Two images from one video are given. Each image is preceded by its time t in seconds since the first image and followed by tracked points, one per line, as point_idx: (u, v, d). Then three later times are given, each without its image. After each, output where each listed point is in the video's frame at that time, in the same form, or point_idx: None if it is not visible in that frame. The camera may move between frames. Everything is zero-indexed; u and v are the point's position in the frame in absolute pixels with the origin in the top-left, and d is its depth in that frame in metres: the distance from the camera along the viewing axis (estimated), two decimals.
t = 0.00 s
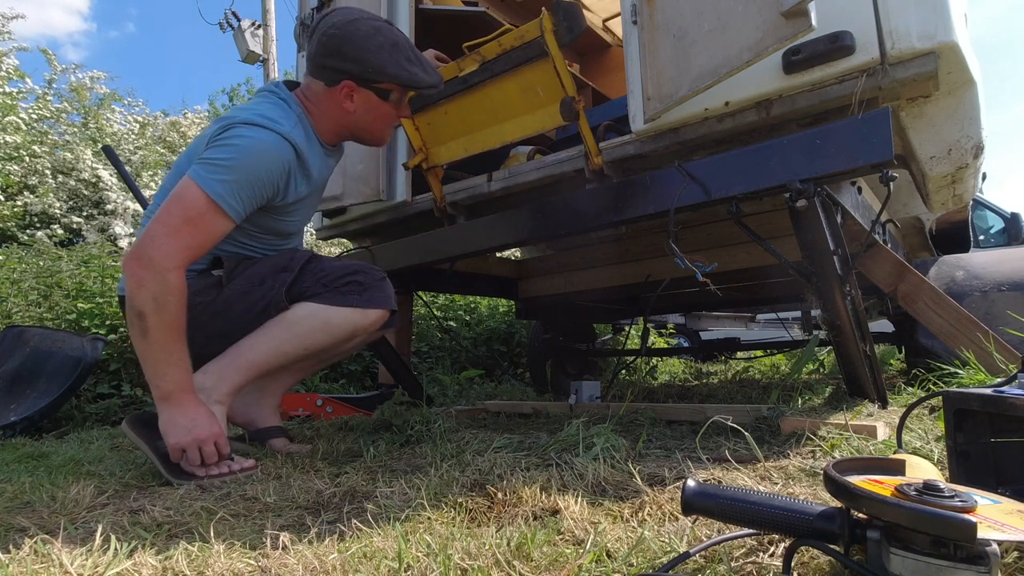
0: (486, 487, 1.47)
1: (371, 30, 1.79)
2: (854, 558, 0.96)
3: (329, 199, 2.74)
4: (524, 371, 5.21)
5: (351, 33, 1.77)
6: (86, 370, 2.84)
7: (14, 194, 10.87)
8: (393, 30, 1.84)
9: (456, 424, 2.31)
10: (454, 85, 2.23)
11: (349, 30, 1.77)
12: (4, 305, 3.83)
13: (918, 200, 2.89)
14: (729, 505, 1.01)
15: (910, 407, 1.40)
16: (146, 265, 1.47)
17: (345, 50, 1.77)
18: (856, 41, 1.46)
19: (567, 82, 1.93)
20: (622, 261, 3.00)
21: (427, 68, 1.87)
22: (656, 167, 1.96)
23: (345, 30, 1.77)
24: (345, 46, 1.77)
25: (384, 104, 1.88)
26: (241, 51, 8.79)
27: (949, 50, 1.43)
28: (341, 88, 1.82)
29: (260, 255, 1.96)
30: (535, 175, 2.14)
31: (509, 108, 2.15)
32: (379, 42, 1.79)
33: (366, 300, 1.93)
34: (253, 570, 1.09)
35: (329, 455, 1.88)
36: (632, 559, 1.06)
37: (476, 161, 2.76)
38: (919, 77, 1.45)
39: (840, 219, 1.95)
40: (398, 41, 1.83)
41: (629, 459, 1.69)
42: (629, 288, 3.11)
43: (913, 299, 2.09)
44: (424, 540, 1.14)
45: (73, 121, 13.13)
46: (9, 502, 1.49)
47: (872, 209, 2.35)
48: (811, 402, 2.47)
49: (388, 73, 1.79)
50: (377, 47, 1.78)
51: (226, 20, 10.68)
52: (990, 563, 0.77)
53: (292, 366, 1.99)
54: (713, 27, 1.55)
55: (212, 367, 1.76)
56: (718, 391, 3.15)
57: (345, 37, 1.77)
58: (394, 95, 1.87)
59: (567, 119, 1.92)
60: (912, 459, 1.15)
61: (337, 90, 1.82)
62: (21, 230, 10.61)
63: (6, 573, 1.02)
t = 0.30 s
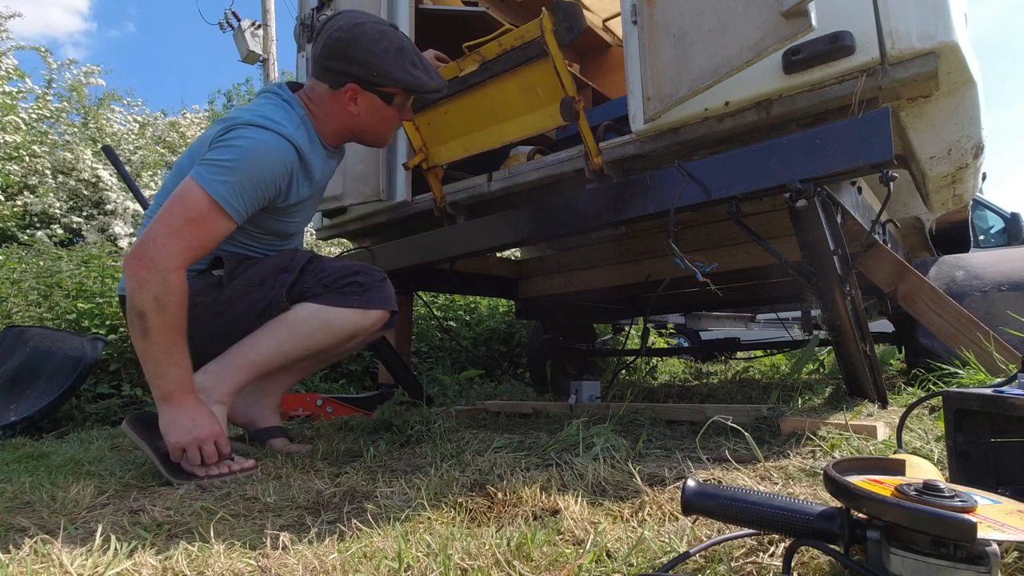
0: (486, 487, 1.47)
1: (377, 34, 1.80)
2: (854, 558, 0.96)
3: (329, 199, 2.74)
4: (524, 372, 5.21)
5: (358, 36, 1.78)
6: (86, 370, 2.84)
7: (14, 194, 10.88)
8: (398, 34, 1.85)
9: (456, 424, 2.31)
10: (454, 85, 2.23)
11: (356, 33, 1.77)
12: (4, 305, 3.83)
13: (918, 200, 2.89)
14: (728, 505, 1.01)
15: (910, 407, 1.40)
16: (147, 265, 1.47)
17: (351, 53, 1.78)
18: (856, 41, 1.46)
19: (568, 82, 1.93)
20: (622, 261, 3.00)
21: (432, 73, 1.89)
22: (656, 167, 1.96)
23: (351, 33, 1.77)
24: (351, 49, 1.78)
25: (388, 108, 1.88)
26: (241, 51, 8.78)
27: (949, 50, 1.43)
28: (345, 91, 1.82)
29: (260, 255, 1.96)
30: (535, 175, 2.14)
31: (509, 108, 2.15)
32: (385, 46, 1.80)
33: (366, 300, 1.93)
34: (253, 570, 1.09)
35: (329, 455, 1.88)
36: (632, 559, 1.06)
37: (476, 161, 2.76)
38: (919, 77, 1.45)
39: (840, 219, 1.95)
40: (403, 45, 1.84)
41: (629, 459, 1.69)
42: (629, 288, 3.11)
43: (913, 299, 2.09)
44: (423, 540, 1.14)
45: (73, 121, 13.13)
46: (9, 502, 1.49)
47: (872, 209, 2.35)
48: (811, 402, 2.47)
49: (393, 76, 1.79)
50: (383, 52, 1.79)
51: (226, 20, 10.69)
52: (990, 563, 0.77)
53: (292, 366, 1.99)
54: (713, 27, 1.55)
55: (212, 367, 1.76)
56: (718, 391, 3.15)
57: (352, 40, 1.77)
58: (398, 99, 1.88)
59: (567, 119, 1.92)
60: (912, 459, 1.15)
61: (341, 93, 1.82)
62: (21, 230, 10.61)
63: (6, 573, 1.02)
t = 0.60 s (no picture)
0: (486, 487, 1.47)
1: (377, 34, 1.80)
2: (854, 558, 0.96)
3: (329, 199, 2.74)
4: (524, 371, 5.21)
5: (359, 36, 1.78)
6: (86, 370, 2.84)
7: (14, 194, 10.88)
8: (399, 34, 1.85)
9: (456, 424, 2.31)
10: (453, 85, 2.23)
11: (356, 34, 1.77)
12: (4, 305, 3.84)
13: (918, 200, 2.89)
14: (729, 505, 1.01)
15: (910, 407, 1.40)
16: (148, 265, 1.47)
17: (352, 54, 1.78)
18: (856, 41, 1.46)
19: (568, 82, 1.93)
20: (622, 261, 3.00)
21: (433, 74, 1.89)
22: (656, 167, 1.96)
23: (352, 34, 1.77)
24: (351, 49, 1.78)
25: (388, 108, 1.88)
26: (241, 51, 8.78)
27: (949, 50, 1.43)
28: (346, 91, 1.82)
29: (260, 255, 1.96)
30: (535, 175, 2.14)
31: (509, 108, 2.15)
32: (385, 46, 1.80)
33: (366, 300, 1.93)
34: (253, 570, 1.09)
35: (329, 455, 1.88)
36: (632, 559, 1.06)
37: (476, 161, 2.76)
38: (920, 77, 1.45)
39: (840, 219, 1.95)
40: (404, 45, 1.84)
41: (629, 459, 1.69)
42: (629, 288, 3.11)
43: (913, 299, 2.09)
44: (423, 540, 1.14)
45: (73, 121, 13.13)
46: (9, 502, 1.49)
47: (872, 209, 2.35)
48: (811, 402, 2.47)
49: (393, 77, 1.79)
50: (384, 53, 1.79)
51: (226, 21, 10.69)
52: (990, 563, 0.77)
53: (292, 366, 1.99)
54: (713, 27, 1.55)
55: (212, 367, 1.76)
56: (718, 391, 3.15)
57: (353, 40, 1.77)
58: (399, 100, 1.88)
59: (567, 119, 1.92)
60: (912, 459, 1.15)
61: (341, 93, 1.83)
62: (21, 230, 10.62)
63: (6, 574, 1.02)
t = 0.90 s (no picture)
0: (486, 487, 1.47)
1: (377, 33, 1.80)
2: (853, 558, 0.96)
3: (329, 199, 2.74)
4: (524, 372, 5.21)
5: (358, 36, 1.78)
6: (86, 370, 2.84)
7: (14, 194, 10.88)
8: (398, 34, 1.85)
9: (456, 424, 2.31)
10: (453, 85, 2.23)
11: (355, 33, 1.77)
12: (4, 305, 3.84)
13: (918, 200, 2.89)
14: (728, 505, 1.01)
15: (910, 407, 1.40)
16: (148, 265, 1.47)
17: (351, 53, 1.78)
18: (856, 41, 1.46)
19: (567, 82, 1.93)
20: (622, 261, 3.00)
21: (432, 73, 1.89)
22: (656, 167, 1.96)
23: (351, 34, 1.77)
24: (351, 49, 1.78)
25: (388, 108, 1.88)
26: (241, 51, 8.78)
27: (949, 50, 1.43)
28: (345, 90, 1.82)
29: (260, 256, 1.95)
30: (535, 175, 2.14)
31: (509, 108, 2.16)
32: (384, 46, 1.80)
33: (366, 300, 1.93)
34: (253, 570, 1.09)
35: (329, 456, 1.88)
36: (632, 559, 1.06)
37: (476, 161, 2.76)
38: (919, 77, 1.45)
39: (840, 219, 1.95)
40: (403, 45, 1.84)
41: (629, 459, 1.68)
42: (629, 288, 3.11)
43: (913, 299, 2.09)
44: (424, 540, 1.14)
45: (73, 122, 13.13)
46: (9, 502, 1.49)
47: (872, 209, 2.35)
48: (811, 402, 2.47)
49: (393, 77, 1.79)
50: (383, 52, 1.79)
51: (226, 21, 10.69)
52: (990, 563, 0.77)
53: (292, 366, 2.00)
54: (713, 27, 1.55)
55: (212, 367, 1.76)
56: (718, 391, 3.14)
57: (352, 40, 1.77)
58: (398, 99, 1.88)
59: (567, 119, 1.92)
60: (912, 459, 1.15)
61: (341, 92, 1.83)
62: (21, 230, 10.63)
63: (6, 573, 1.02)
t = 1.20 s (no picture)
0: (486, 487, 1.47)
1: (377, 34, 1.80)
2: (854, 558, 0.96)
3: (329, 199, 2.74)
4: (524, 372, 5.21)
5: (358, 36, 1.78)
6: (86, 370, 2.84)
7: (14, 194, 10.88)
8: (398, 34, 1.85)
9: (456, 424, 2.30)
10: (453, 85, 2.23)
11: (356, 33, 1.77)
12: (4, 305, 3.84)
13: (918, 200, 2.89)
14: (728, 505, 1.01)
15: (910, 407, 1.40)
16: (148, 265, 1.47)
17: (351, 53, 1.78)
18: (856, 41, 1.46)
19: (567, 82, 1.93)
20: (622, 261, 3.00)
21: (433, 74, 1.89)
22: (656, 167, 1.96)
23: (351, 34, 1.77)
24: (351, 49, 1.78)
25: (388, 108, 1.88)
26: (241, 51, 8.78)
27: (949, 50, 1.43)
28: (345, 90, 1.82)
29: (260, 256, 1.95)
30: (535, 175, 2.14)
31: (509, 108, 2.15)
32: (384, 46, 1.80)
33: (366, 300, 1.93)
34: (253, 570, 1.09)
35: (329, 456, 1.88)
36: (632, 559, 1.06)
37: (476, 161, 2.76)
38: (919, 77, 1.45)
39: (840, 219, 1.95)
40: (403, 45, 1.84)
41: (629, 459, 1.68)
42: (629, 288, 3.11)
43: (913, 299, 2.08)
44: (424, 540, 1.14)
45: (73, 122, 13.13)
46: (9, 502, 1.49)
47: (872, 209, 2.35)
48: (811, 402, 2.47)
49: (392, 77, 1.79)
50: (383, 53, 1.79)
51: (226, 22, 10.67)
52: (990, 563, 0.77)
53: (292, 366, 2.00)
54: (713, 27, 1.55)
55: (212, 367, 1.76)
56: (718, 391, 3.14)
57: (352, 40, 1.77)
58: (398, 100, 1.88)
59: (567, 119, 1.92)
60: (912, 459, 1.15)
61: (341, 92, 1.83)
62: (21, 230, 10.63)
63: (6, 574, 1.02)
